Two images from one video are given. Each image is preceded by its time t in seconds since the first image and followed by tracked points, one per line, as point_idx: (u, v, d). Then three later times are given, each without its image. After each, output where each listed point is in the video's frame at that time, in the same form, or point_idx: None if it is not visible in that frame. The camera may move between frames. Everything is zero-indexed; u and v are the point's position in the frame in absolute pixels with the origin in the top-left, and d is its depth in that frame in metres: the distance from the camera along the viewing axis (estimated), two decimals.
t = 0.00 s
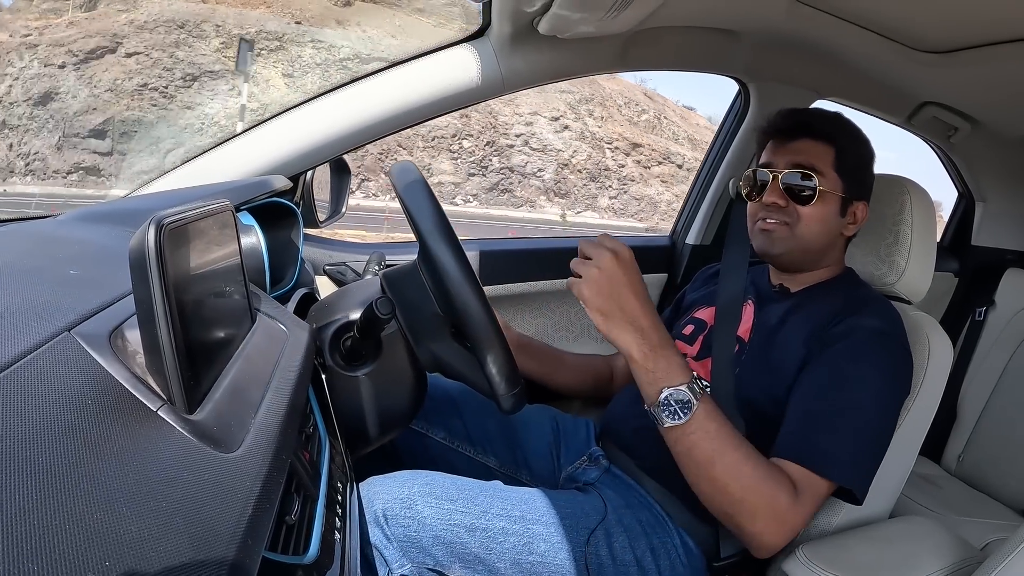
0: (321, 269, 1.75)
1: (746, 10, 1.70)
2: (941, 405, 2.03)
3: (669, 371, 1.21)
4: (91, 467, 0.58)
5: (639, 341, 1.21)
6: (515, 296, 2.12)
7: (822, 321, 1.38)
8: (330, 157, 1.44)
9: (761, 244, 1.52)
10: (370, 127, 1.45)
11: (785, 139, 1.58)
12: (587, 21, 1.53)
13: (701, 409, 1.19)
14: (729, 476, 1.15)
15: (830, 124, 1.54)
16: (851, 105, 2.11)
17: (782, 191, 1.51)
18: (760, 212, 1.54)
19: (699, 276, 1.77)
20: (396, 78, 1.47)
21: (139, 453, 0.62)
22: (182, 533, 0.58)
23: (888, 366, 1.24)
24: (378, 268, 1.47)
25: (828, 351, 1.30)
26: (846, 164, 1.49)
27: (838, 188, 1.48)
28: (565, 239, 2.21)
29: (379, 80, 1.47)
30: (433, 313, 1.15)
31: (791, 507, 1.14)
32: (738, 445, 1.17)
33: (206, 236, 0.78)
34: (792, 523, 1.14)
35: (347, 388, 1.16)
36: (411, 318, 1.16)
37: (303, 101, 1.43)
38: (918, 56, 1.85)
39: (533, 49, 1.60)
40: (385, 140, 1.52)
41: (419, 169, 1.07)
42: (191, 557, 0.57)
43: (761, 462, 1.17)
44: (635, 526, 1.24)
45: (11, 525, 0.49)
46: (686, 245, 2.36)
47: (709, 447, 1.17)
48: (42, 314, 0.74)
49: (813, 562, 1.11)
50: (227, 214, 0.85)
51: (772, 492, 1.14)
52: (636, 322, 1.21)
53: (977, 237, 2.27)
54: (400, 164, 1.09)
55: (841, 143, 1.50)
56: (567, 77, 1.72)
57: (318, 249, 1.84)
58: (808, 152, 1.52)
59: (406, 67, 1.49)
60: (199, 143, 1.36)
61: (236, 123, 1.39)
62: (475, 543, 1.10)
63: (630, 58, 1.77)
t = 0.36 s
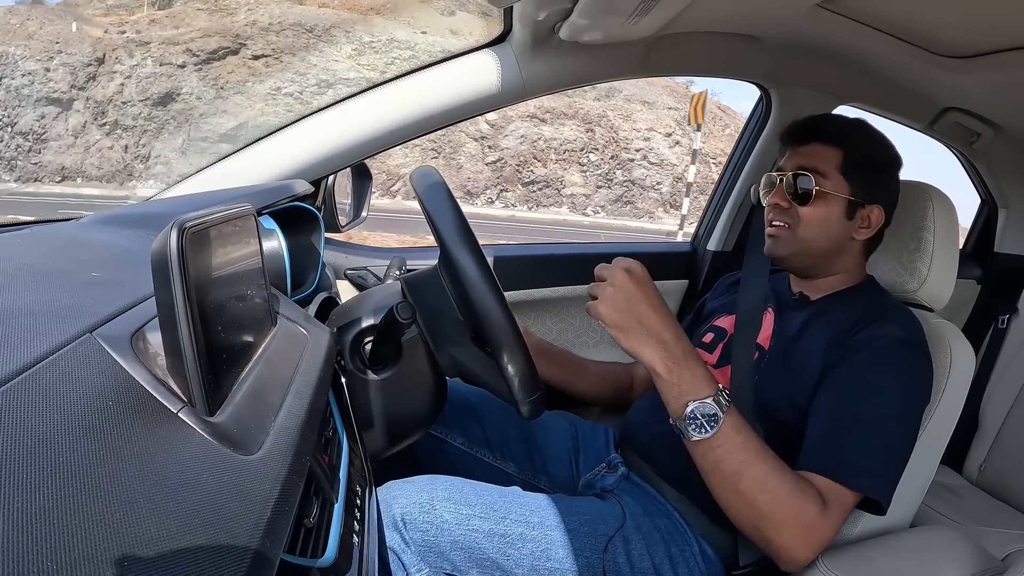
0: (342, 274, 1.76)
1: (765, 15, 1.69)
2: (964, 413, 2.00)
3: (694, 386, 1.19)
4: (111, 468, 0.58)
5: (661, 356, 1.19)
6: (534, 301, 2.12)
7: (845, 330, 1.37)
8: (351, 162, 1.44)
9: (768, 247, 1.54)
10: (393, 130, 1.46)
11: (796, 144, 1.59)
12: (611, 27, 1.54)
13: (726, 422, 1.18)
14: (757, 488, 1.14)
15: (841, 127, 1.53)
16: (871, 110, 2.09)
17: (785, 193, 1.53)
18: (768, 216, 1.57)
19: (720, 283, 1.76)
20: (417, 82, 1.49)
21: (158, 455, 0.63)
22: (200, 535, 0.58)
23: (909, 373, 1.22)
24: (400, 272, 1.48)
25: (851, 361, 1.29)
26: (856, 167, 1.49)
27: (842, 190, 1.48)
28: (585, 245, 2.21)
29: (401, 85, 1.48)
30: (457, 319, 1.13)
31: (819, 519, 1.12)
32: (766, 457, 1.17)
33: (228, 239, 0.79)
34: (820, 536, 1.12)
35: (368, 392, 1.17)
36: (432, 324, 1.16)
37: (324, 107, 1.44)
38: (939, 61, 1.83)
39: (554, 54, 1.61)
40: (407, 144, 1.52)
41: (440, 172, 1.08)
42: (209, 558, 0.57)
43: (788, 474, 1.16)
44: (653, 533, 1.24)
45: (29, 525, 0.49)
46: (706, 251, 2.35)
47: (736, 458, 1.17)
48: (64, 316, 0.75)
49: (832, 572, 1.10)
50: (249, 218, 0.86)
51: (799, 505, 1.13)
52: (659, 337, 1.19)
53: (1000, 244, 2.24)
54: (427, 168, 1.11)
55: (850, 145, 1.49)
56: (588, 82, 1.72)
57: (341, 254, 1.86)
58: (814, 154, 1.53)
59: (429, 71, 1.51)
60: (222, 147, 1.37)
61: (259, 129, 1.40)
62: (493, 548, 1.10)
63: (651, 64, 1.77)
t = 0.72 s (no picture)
0: (349, 277, 1.76)
1: (770, 17, 1.69)
2: (972, 415, 1.99)
3: (772, 343, 1.27)
4: (119, 470, 0.58)
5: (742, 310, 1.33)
6: (541, 303, 2.12)
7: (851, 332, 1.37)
8: (358, 166, 1.44)
9: (773, 246, 1.55)
10: (399, 132, 1.46)
11: (805, 144, 1.59)
12: (618, 29, 1.54)
13: (789, 383, 1.23)
14: (794, 463, 1.16)
15: (848, 128, 1.52)
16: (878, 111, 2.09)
17: (792, 194, 1.53)
18: (775, 215, 1.57)
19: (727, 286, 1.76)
20: (426, 85, 1.49)
21: (166, 457, 0.63)
22: (209, 538, 0.58)
23: (916, 375, 1.22)
24: (407, 276, 1.48)
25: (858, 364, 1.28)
26: (862, 168, 1.48)
27: (848, 191, 1.47)
28: (592, 247, 2.20)
29: (409, 88, 1.48)
30: (470, 339, 1.13)
31: (838, 520, 1.13)
32: (810, 437, 1.19)
33: (235, 242, 0.79)
34: (835, 537, 1.13)
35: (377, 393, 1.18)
36: (437, 325, 1.16)
37: (331, 110, 1.44)
38: (946, 62, 1.83)
39: (561, 57, 1.61)
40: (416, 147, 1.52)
41: (447, 175, 1.08)
42: (217, 560, 0.57)
43: (823, 462, 1.18)
44: (660, 535, 1.24)
45: (40, 528, 0.49)
46: (713, 253, 2.35)
47: (780, 433, 1.19)
48: (72, 319, 0.75)
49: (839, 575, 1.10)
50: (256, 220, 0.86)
51: (825, 497, 1.14)
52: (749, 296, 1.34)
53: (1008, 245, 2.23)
54: (429, 169, 1.10)
55: (855, 147, 1.49)
56: (597, 85, 1.72)
57: (348, 257, 1.86)
58: (820, 155, 1.53)
59: (438, 74, 1.51)
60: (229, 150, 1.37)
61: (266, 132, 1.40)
62: (500, 550, 1.10)
63: (658, 66, 1.77)
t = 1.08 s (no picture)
0: (344, 279, 1.76)
1: (766, 21, 1.70)
2: (965, 419, 2.00)
3: (694, 403, 1.17)
4: (112, 471, 0.58)
5: (661, 371, 1.17)
6: (537, 306, 2.12)
7: (844, 335, 1.37)
8: (353, 169, 1.44)
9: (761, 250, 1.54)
10: (395, 134, 1.46)
11: (789, 149, 1.60)
12: (613, 33, 1.54)
13: (731, 443, 1.15)
14: (764, 506, 1.12)
15: (828, 131, 1.53)
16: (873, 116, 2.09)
17: (776, 198, 1.53)
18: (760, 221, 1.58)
19: (722, 289, 1.76)
20: (421, 88, 1.49)
21: (159, 458, 0.63)
22: (202, 539, 0.58)
23: (910, 378, 1.22)
24: (401, 278, 1.48)
25: (849, 366, 1.28)
26: (845, 170, 1.48)
27: (830, 193, 1.48)
28: (587, 250, 2.20)
29: (404, 90, 1.48)
30: (467, 339, 1.12)
31: (826, 531, 1.11)
32: (773, 475, 1.14)
33: (229, 243, 0.79)
34: (826, 549, 1.11)
35: (373, 396, 1.19)
36: (432, 326, 1.17)
37: (326, 113, 1.44)
38: (942, 66, 1.83)
39: (557, 61, 1.61)
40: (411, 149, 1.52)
41: (441, 176, 1.08)
42: (209, 562, 0.57)
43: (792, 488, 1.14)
44: (653, 538, 1.24)
45: (36, 529, 0.50)
46: (709, 257, 2.35)
47: (742, 479, 1.14)
48: (66, 321, 0.75)
49: None
50: (249, 222, 0.86)
51: (808, 517, 1.11)
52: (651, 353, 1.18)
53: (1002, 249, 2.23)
54: (426, 171, 1.11)
55: (839, 149, 1.49)
56: (594, 88, 1.73)
57: (343, 259, 1.85)
58: (803, 159, 1.53)
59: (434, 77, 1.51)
60: (225, 152, 1.37)
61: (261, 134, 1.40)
62: (494, 552, 1.09)
63: (654, 69, 1.77)
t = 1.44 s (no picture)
0: (338, 278, 1.76)
1: (759, 17, 1.70)
2: (960, 411, 2.01)
3: (713, 379, 1.22)
4: (107, 472, 0.58)
5: (684, 346, 1.25)
6: (532, 302, 2.13)
7: (839, 329, 1.38)
8: (348, 165, 1.43)
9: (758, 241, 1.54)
10: (390, 130, 1.45)
11: (789, 143, 1.60)
12: (605, 29, 1.54)
13: (745, 423, 1.20)
14: (766, 491, 1.15)
15: (833, 126, 1.53)
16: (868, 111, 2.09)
17: (778, 191, 1.54)
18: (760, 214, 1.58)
19: (716, 285, 1.76)
20: (415, 84, 1.49)
21: (154, 458, 0.63)
22: (199, 538, 0.58)
23: (905, 372, 1.23)
24: (395, 275, 1.48)
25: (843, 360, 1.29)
26: (847, 166, 1.48)
27: (832, 189, 1.48)
28: (582, 246, 2.21)
29: (398, 87, 1.48)
30: (463, 340, 1.13)
31: (824, 526, 1.13)
32: (780, 463, 1.17)
33: (222, 242, 0.79)
34: (824, 544, 1.13)
35: (366, 394, 1.19)
36: (426, 323, 1.16)
37: (322, 108, 1.44)
38: (935, 61, 1.84)
39: (550, 57, 1.61)
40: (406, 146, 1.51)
41: (435, 173, 1.08)
42: (205, 561, 0.57)
43: (798, 480, 1.16)
44: (650, 533, 1.24)
45: (33, 531, 0.49)
46: (703, 252, 2.35)
47: (750, 460, 1.17)
48: (60, 321, 0.75)
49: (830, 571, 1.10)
50: (243, 221, 0.86)
51: (807, 509, 1.13)
52: (676, 329, 1.26)
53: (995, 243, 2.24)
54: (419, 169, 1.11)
55: (841, 145, 1.50)
56: (587, 84, 1.73)
57: (336, 258, 1.85)
58: (804, 154, 1.54)
59: (427, 73, 1.51)
60: (218, 151, 1.37)
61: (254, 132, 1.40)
62: (491, 548, 1.10)
63: (648, 65, 1.77)
